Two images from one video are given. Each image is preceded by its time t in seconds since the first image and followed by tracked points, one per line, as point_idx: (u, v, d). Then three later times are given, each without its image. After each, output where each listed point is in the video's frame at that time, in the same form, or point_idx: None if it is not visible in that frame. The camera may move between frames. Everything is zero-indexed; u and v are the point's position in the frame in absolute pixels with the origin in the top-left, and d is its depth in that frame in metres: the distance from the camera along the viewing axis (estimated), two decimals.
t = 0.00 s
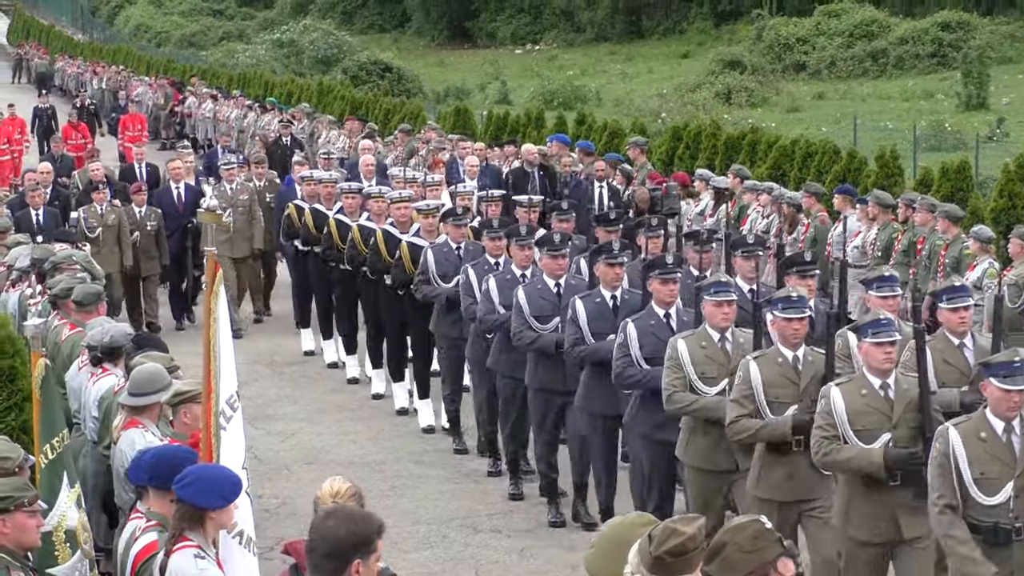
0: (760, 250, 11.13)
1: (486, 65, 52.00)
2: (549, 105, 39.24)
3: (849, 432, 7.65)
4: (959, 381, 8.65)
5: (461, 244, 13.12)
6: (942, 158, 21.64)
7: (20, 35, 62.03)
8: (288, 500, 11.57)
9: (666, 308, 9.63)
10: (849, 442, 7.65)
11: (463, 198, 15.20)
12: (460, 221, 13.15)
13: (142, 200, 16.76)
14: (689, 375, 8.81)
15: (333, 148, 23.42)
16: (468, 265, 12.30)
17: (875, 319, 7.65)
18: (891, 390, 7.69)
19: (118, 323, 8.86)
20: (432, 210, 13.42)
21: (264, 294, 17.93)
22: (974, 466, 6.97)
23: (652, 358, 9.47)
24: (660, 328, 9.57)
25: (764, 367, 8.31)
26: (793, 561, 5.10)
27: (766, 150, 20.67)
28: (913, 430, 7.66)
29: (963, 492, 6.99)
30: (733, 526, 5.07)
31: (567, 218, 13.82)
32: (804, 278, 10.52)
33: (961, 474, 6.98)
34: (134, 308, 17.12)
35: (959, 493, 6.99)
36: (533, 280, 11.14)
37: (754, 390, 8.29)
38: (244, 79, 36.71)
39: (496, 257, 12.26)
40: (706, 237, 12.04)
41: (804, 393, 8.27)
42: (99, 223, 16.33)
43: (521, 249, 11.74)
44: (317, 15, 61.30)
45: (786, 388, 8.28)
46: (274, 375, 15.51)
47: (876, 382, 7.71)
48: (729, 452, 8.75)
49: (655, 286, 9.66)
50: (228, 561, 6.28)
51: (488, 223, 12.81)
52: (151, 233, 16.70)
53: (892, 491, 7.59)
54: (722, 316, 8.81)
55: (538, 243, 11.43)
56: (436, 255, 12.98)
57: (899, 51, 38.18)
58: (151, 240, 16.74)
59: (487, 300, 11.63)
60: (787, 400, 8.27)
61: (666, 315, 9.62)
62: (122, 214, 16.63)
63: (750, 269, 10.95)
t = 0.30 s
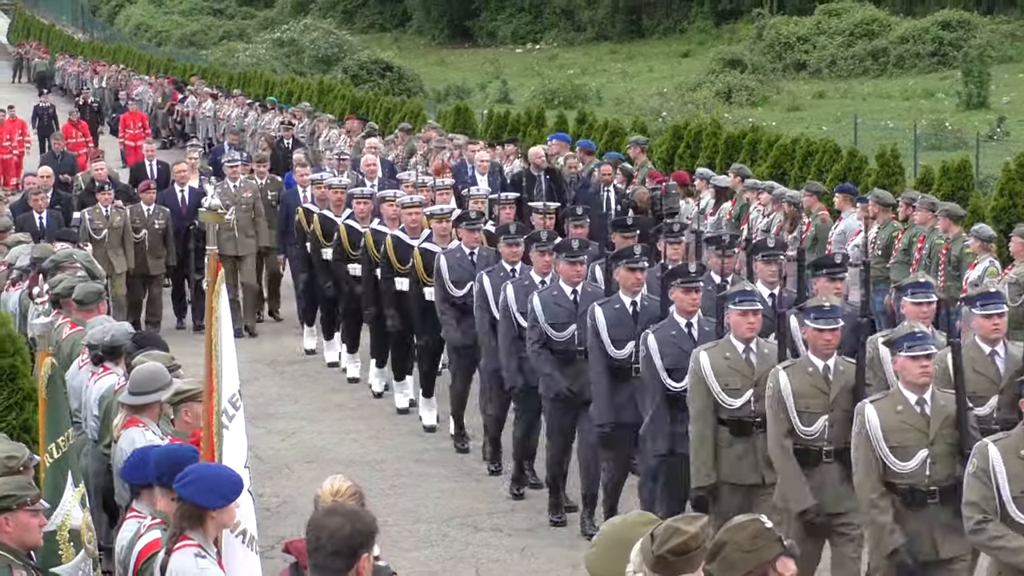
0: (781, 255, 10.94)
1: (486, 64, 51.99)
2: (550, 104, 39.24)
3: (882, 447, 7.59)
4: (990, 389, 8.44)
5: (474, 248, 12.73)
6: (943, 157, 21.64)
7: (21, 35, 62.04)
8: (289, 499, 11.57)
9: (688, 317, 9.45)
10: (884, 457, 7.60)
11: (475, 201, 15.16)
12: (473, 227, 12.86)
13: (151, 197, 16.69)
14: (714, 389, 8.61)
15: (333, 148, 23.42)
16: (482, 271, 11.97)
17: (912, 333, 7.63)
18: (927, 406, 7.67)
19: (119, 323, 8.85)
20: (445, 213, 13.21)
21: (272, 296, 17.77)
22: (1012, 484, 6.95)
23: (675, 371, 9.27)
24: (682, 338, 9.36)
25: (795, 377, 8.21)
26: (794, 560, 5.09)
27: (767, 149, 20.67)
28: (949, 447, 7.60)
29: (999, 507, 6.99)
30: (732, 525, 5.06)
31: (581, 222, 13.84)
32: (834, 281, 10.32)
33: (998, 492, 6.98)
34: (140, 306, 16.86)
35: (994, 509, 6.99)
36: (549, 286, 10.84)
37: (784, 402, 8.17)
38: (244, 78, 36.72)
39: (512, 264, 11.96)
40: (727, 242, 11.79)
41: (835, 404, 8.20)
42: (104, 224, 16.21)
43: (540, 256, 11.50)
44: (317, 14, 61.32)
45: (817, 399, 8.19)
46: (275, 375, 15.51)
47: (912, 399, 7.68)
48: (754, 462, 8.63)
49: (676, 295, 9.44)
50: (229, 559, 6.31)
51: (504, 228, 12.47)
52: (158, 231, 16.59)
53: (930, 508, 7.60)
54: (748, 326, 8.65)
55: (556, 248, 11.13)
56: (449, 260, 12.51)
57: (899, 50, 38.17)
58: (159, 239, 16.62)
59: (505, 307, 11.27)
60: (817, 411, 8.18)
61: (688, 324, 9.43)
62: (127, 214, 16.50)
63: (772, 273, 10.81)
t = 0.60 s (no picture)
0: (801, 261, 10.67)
1: (487, 65, 52.01)
2: (550, 105, 39.23)
3: (917, 453, 7.60)
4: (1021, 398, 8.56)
5: (487, 250, 12.58)
6: (944, 158, 21.65)
7: (22, 35, 62.04)
8: (290, 501, 11.58)
9: (710, 321, 9.47)
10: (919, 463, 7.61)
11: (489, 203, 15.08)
12: (485, 228, 12.58)
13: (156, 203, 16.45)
14: (737, 389, 8.71)
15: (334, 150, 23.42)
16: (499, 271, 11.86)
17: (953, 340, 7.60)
18: (967, 413, 7.64)
19: (120, 325, 8.88)
20: (457, 215, 12.99)
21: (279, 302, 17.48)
22: None
23: (691, 373, 9.35)
24: (699, 342, 9.38)
25: (826, 384, 8.23)
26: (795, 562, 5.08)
27: (767, 150, 20.67)
28: (987, 456, 7.57)
29: None
30: (735, 527, 5.05)
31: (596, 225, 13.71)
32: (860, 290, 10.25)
33: None
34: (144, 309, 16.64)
35: None
36: (565, 288, 10.69)
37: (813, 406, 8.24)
38: (245, 79, 36.73)
39: (528, 265, 11.87)
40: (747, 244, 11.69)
41: (866, 412, 8.25)
42: (115, 227, 16.13)
43: (559, 258, 11.24)
44: (318, 15, 61.34)
45: (848, 405, 8.23)
46: (276, 376, 15.52)
47: (951, 405, 7.65)
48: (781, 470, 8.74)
49: (697, 298, 9.45)
50: (233, 560, 6.32)
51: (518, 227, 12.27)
52: (166, 237, 16.39)
53: (966, 516, 7.56)
54: (774, 330, 8.74)
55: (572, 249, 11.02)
56: (461, 263, 12.46)
57: (900, 51, 38.17)
58: (167, 244, 16.44)
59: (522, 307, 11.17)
60: (848, 418, 8.22)
61: (708, 329, 9.44)
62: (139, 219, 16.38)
63: (791, 280, 10.60)
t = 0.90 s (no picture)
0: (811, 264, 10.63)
1: (485, 65, 52.01)
2: (548, 106, 39.23)
3: (943, 472, 7.31)
4: None
5: (490, 256, 12.57)
6: (941, 157, 21.66)
7: (18, 37, 62.00)
8: (288, 502, 11.57)
9: (720, 329, 9.04)
10: (943, 481, 7.33)
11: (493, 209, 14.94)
12: (486, 234, 12.58)
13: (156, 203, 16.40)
14: (754, 403, 8.30)
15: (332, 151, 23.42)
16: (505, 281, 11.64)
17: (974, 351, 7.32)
18: (991, 427, 7.38)
19: (119, 325, 8.90)
20: (461, 221, 13.02)
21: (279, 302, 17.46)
22: None
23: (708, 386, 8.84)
24: (713, 351, 8.96)
25: (843, 396, 7.88)
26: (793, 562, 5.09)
27: (765, 150, 20.66)
28: (1014, 469, 7.30)
29: None
30: (734, 527, 5.04)
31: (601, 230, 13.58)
32: (877, 294, 10.22)
33: None
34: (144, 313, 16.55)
35: None
36: (570, 297, 10.42)
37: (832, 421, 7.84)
38: (242, 80, 36.73)
39: (535, 273, 11.68)
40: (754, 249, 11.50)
41: (887, 423, 7.82)
42: (115, 229, 16.15)
43: (564, 262, 10.99)
44: (316, 16, 61.36)
45: (868, 417, 7.83)
46: (274, 377, 15.51)
47: (973, 419, 7.40)
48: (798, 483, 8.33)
49: (707, 305, 9.02)
50: (233, 561, 6.33)
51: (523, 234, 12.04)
52: (167, 237, 16.35)
53: (994, 533, 7.29)
54: (787, 339, 8.32)
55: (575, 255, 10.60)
56: (465, 270, 12.35)
57: (897, 51, 38.19)
58: (168, 245, 16.38)
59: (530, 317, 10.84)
60: (869, 430, 7.82)
61: (720, 337, 9.03)
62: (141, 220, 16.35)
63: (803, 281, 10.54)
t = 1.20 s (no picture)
0: (830, 270, 10.59)
1: (485, 64, 51.98)
2: (548, 104, 39.23)
3: (977, 480, 7.01)
4: None
5: (503, 260, 12.21)
6: (941, 155, 21.64)
7: (19, 37, 62.04)
8: (289, 501, 11.57)
9: (743, 335, 8.82)
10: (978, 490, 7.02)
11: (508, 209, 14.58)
12: (500, 236, 12.19)
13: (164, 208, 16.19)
14: (778, 410, 8.09)
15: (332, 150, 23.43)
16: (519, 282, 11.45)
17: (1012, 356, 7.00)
18: None
19: (119, 324, 8.88)
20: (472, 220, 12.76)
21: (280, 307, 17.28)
22: None
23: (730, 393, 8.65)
24: (737, 357, 8.75)
25: (869, 401, 7.65)
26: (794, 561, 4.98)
27: (766, 148, 20.64)
28: None
29: None
30: (733, 526, 4.95)
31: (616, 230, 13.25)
32: (907, 302, 10.03)
33: None
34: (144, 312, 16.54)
35: None
36: (586, 300, 10.27)
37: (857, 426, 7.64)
38: (242, 79, 36.72)
39: (548, 273, 11.43)
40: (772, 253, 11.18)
41: (913, 429, 7.61)
42: (110, 232, 15.94)
43: (578, 265, 10.79)
44: (316, 16, 61.36)
45: (894, 422, 7.62)
46: (275, 376, 15.51)
47: (1008, 425, 7.07)
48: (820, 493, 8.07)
49: (731, 311, 8.86)
50: (236, 559, 6.34)
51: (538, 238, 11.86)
52: (173, 242, 16.20)
53: None
54: (811, 346, 8.07)
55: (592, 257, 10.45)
56: (476, 273, 12.10)
57: (897, 49, 38.19)
58: (173, 250, 16.26)
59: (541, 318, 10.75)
60: (895, 435, 7.61)
61: (743, 342, 8.80)
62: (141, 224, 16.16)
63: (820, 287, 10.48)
